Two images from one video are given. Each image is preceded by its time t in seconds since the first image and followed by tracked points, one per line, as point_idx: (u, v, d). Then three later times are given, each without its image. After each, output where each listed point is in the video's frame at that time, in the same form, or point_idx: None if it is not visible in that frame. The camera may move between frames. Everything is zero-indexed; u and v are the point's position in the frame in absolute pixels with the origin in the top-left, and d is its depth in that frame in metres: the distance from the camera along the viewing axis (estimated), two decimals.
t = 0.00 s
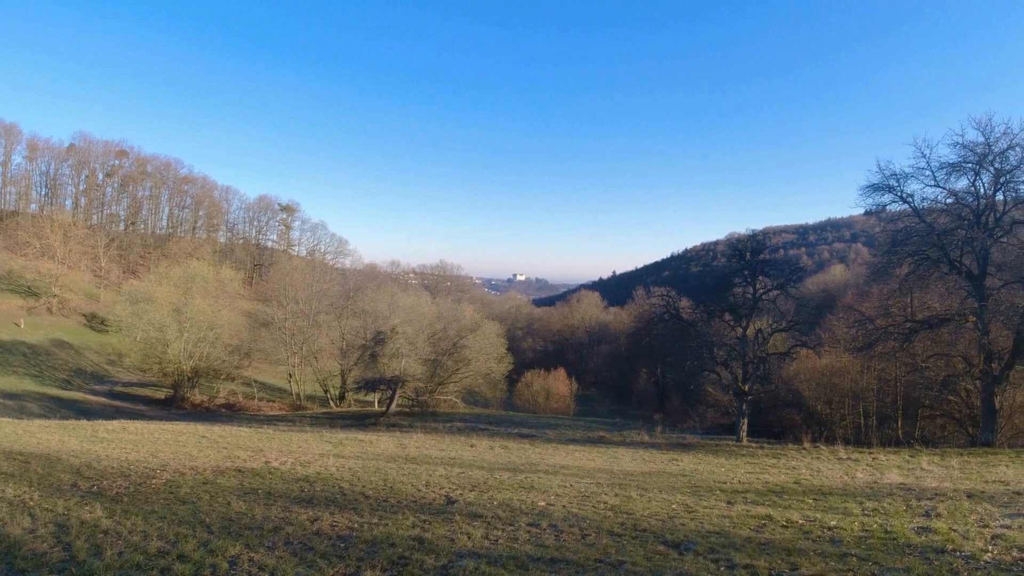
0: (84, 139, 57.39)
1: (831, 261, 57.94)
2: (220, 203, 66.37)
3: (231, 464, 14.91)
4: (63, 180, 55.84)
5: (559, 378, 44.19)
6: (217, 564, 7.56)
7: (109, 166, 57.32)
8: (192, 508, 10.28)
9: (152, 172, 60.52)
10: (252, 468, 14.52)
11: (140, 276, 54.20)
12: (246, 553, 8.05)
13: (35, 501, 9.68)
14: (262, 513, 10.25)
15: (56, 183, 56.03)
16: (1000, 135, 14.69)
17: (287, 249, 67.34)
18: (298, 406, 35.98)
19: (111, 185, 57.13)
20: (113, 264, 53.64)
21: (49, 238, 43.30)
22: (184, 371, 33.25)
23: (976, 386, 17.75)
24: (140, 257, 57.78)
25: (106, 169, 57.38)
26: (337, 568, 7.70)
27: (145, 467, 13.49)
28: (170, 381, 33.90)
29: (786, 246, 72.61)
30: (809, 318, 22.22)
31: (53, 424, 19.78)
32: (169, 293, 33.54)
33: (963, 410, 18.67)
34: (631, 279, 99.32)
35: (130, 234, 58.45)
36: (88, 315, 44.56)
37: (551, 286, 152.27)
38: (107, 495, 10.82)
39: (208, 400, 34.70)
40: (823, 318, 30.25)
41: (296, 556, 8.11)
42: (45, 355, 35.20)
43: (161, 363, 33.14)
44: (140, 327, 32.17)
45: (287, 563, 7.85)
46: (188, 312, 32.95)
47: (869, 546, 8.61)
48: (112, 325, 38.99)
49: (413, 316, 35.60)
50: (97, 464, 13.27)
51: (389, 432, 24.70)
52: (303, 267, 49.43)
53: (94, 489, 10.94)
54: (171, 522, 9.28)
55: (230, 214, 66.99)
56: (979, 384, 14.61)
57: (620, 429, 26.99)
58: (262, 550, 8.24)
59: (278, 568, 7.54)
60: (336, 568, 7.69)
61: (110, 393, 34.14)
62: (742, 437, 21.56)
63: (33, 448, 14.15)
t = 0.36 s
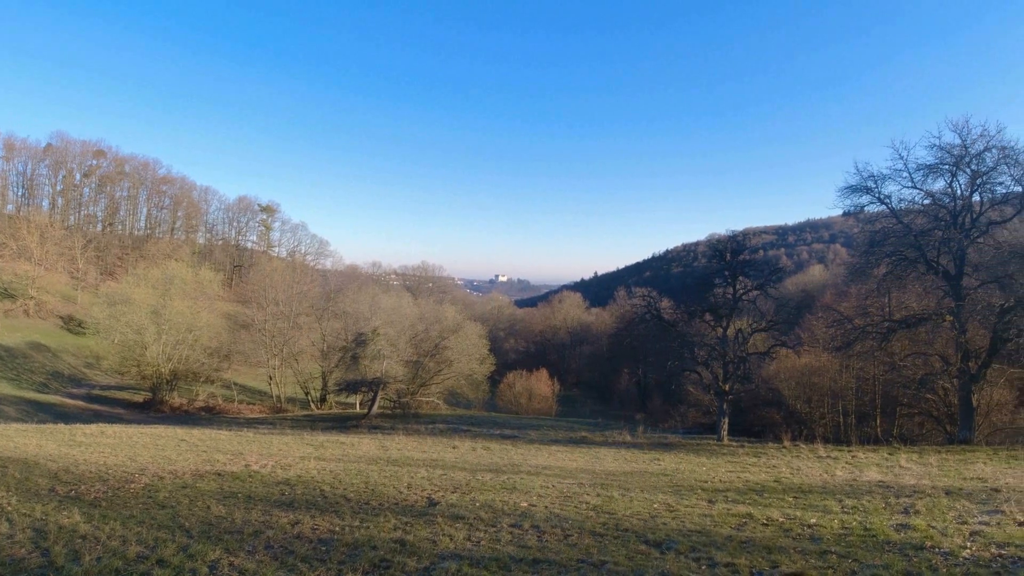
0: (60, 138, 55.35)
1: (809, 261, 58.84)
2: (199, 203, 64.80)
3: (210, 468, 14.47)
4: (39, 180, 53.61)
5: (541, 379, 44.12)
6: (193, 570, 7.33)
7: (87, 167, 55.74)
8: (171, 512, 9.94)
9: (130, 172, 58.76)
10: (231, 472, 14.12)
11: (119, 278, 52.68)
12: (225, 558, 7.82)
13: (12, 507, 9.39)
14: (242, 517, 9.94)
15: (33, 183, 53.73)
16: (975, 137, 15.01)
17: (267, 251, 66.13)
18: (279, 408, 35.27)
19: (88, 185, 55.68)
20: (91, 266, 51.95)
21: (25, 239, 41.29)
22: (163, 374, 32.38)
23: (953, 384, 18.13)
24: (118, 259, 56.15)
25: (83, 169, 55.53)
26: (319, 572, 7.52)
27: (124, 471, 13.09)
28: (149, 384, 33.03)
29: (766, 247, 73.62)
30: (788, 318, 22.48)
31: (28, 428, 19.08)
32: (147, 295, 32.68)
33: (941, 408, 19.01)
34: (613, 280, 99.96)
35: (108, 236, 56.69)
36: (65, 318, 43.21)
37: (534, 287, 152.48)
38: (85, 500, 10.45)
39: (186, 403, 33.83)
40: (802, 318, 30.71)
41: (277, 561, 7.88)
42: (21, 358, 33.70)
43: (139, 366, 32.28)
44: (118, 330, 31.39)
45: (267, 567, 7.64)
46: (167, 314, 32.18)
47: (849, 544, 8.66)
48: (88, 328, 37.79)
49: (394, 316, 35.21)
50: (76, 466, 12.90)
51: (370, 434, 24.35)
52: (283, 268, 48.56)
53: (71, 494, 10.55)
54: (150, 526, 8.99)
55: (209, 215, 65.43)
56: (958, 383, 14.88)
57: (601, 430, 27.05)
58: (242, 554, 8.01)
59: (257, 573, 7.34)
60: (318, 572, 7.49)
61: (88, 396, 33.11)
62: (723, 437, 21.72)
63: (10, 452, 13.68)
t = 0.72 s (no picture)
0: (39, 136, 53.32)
1: (790, 262, 59.71)
2: (181, 203, 62.99)
3: (191, 471, 14.08)
4: (18, 180, 51.63)
5: (523, 380, 44.03)
6: None
7: (67, 167, 53.95)
8: (152, 516, 9.67)
9: (110, 172, 57.07)
10: (212, 475, 13.77)
11: (98, 279, 51.32)
12: (205, 563, 7.64)
13: None
14: (223, 521, 9.67)
15: (12, 183, 51.78)
16: (953, 140, 15.31)
17: (248, 252, 64.79)
18: (260, 411, 34.59)
19: (68, 185, 54.10)
20: (69, 268, 50.59)
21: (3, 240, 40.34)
22: (143, 377, 31.60)
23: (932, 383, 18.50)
24: (97, 259, 54.87)
25: (63, 169, 53.76)
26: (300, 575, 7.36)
27: (104, 473, 12.77)
28: (129, 386, 32.23)
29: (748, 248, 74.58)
30: (770, 318, 22.73)
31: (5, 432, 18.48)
32: (127, 297, 31.84)
33: (921, 407, 19.33)
34: (597, 280, 100.38)
35: (87, 236, 55.18)
36: (44, 319, 41.98)
37: (518, 288, 152.48)
38: (65, 504, 10.18)
39: (167, 406, 33.07)
40: (783, 318, 31.11)
41: (258, 565, 7.70)
42: None
43: (119, 368, 31.49)
44: (98, 331, 30.68)
45: (246, 572, 7.46)
46: (147, 316, 31.49)
47: (829, 542, 8.72)
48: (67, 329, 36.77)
49: (377, 317, 34.86)
50: (55, 469, 12.60)
51: (353, 436, 24.03)
52: (265, 269, 47.76)
53: (50, 499, 10.27)
54: (130, 531, 8.80)
55: (190, 216, 63.57)
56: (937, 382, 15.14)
57: (584, 430, 27.08)
58: (223, 559, 7.83)
59: None
60: None
61: (68, 399, 32.17)
62: (705, 436, 21.83)
63: None
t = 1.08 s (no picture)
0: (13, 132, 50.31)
1: (770, 263, 60.64)
2: (159, 203, 61.75)
3: (169, 475, 13.64)
4: None
5: (506, 381, 43.89)
6: None
7: (44, 166, 51.42)
8: (130, 520, 9.39)
9: (87, 171, 55.34)
10: (192, 477, 13.37)
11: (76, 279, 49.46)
12: (182, 568, 7.43)
13: None
14: (203, 524, 9.40)
15: None
16: (930, 143, 15.66)
17: (228, 252, 63.20)
18: (240, 413, 33.84)
19: (44, 185, 51.56)
20: (46, 267, 48.70)
21: None
22: (121, 379, 30.65)
23: (909, 382, 18.86)
24: (74, 260, 52.92)
25: (39, 168, 51.20)
26: None
27: (80, 477, 12.32)
28: (107, 389, 31.24)
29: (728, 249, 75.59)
30: (750, 318, 22.97)
31: None
32: (104, 298, 30.90)
33: (899, 406, 19.67)
34: (578, 281, 100.68)
35: (63, 237, 52.99)
36: (21, 320, 40.56)
37: (500, 288, 152.27)
38: (42, 508, 9.85)
39: (144, 409, 32.10)
40: (763, 319, 31.49)
41: (237, 569, 7.50)
42: None
43: (96, 371, 30.50)
44: (75, 333, 29.70)
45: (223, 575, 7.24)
46: (124, 317, 30.44)
47: (808, 540, 8.78)
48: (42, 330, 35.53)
49: (358, 318, 34.43)
50: (32, 473, 12.15)
51: (334, 439, 23.64)
52: (244, 269, 46.89)
53: (28, 503, 9.94)
54: (108, 535, 8.58)
55: (168, 216, 61.97)
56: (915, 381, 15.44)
57: (567, 430, 27.05)
58: (202, 563, 7.62)
59: None
60: None
61: (43, 401, 30.93)
62: (687, 436, 21.97)
63: None
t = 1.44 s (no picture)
0: None
1: (753, 265, 61.44)
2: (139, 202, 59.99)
3: (150, 477, 13.30)
4: None
5: (490, 382, 43.78)
6: None
7: (25, 165, 48.76)
8: (111, 523, 9.20)
9: (68, 170, 52.88)
10: (173, 480, 13.03)
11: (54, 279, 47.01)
12: (164, 571, 7.29)
13: None
14: (185, 527, 9.19)
15: None
16: (912, 145, 15.93)
17: (210, 253, 61.94)
18: (223, 415, 33.14)
19: (26, 184, 48.90)
20: (25, 268, 46.29)
21: None
22: (102, 380, 29.79)
23: (890, 382, 19.18)
24: (54, 260, 50.70)
25: (20, 167, 48.39)
26: None
27: (60, 480, 12.00)
28: (87, 391, 30.40)
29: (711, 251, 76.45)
30: (733, 319, 23.13)
31: None
32: (85, 298, 30.10)
33: (880, 405, 19.99)
34: (563, 282, 100.75)
35: (43, 237, 50.58)
36: None
37: (484, 289, 151.89)
38: (23, 512, 9.62)
39: (126, 412, 31.17)
40: (746, 319, 31.78)
41: (218, 571, 7.35)
42: None
43: (76, 372, 29.70)
44: (55, 334, 28.89)
45: None
46: (105, 318, 29.73)
47: (791, 539, 8.82)
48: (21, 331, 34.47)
49: (342, 319, 34.07)
50: (10, 477, 11.81)
51: (317, 440, 23.31)
52: (227, 270, 46.14)
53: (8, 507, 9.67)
54: (89, 538, 8.44)
55: (149, 215, 60.43)
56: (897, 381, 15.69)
57: (552, 431, 27.02)
58: (183, 567, 7.47)
59: None
60: None
61: (23, 403, 29.86)
62: (670, 436, 22.09)
63: None
